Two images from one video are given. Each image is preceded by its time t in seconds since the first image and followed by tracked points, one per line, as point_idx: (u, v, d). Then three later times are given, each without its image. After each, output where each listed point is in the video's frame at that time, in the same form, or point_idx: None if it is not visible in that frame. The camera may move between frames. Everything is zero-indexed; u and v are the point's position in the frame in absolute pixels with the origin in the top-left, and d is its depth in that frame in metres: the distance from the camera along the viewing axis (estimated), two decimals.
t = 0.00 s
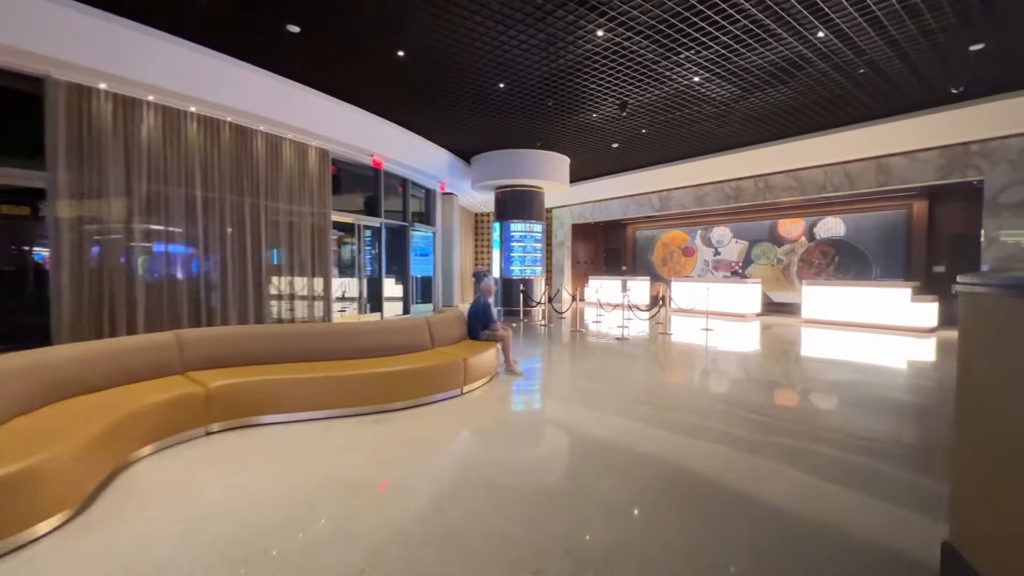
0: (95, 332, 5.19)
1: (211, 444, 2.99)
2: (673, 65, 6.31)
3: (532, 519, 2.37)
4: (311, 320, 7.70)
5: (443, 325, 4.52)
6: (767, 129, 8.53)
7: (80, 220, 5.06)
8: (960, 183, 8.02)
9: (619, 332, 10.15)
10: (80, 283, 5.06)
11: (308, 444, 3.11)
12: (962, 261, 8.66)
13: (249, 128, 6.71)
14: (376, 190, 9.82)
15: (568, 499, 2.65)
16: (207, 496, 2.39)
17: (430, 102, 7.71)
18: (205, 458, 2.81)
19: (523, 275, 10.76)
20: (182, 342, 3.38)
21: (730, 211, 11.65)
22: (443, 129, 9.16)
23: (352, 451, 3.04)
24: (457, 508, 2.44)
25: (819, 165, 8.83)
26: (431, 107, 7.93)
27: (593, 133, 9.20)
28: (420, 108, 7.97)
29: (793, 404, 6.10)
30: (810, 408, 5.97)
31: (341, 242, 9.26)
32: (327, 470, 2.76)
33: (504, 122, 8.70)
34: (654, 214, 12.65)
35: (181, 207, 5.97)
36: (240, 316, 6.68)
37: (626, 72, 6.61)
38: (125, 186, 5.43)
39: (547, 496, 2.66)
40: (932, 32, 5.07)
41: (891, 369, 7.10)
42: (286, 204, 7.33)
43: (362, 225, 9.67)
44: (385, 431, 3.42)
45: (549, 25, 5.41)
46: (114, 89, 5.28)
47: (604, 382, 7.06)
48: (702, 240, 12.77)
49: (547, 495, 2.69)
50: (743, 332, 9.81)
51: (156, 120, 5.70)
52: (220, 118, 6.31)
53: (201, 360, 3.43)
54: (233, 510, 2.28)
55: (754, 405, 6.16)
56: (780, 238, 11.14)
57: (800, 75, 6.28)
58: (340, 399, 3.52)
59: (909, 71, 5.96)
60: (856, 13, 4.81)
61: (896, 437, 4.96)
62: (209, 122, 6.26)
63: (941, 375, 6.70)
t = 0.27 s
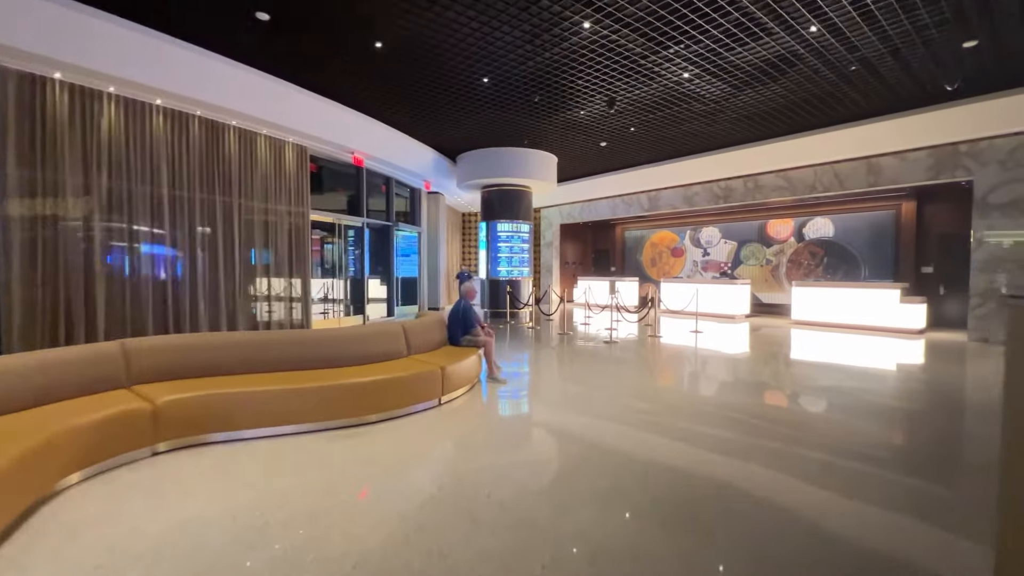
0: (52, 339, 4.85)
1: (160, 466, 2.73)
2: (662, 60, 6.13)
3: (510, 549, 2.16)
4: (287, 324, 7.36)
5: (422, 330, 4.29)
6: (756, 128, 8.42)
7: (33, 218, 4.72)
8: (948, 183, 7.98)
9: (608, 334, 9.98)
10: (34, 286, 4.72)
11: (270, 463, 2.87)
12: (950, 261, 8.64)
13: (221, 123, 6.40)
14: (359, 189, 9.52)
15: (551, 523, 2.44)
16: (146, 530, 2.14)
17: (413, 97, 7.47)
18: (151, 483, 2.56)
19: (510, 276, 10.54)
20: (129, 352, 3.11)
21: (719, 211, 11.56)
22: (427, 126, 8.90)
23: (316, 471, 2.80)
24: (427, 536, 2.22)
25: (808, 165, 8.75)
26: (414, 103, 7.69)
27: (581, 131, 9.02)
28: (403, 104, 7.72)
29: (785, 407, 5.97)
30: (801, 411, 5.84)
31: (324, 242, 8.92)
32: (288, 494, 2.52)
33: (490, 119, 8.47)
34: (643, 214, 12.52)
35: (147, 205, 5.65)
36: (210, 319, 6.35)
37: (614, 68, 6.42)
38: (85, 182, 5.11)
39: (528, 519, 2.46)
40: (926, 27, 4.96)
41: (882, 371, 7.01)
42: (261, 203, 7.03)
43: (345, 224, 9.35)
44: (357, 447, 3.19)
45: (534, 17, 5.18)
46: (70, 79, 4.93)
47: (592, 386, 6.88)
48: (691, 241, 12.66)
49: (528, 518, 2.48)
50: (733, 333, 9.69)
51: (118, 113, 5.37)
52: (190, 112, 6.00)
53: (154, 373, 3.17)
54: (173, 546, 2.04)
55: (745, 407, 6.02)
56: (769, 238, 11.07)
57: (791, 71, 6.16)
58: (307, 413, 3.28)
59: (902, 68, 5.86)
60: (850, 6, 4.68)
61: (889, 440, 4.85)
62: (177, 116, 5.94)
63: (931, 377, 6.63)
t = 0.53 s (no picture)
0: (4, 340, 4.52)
1: (101, 485, 2.48)
2: (653, 52, 5.96)
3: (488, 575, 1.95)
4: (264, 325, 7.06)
5: (401, 331, 4.05)
6: (747, 124, 8.30)
7: None
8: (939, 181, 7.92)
9: (597, 334, 9.79)
10: None
11: (228, 478, 2.62)
12: (941, 261, 8.59)
13: (192, 114, 6.09)
14: (341, 185, 9.21)
15: (535, 542, 2.23)
16: (72, 560, 1.89)
17: (396, 90, 7.20)
18: (88, 504, 2.31)
19: (497, 276, 10.29)
20: (70, 358, 2.84)
21: (708, 210, 11.46)
22: (412, 121, 8.65)
23: (277, 486, 2.57)
24: (395, 562, 1.99)
25: (799, 162, 8.66)
26: (398, 96, 7.43)
27: (570, 127, 8.83)
28: (387, 97, 7.46)
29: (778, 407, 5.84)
30: (795, 411, 5.71)
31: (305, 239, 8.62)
32: (244, 514, 2.28)
33: (477, 113, 8.25)
34: (633, 212, 12.38)
35: (111, 199, 5.32)
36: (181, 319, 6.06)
37: (604, 59, 6.23)
38: (41, 172, 4.79)
39: (510, 535, 2.25)
40: (921, 18, 4.86)
41: (874, 370, 6.91)
42: (236, 198, 6.72)
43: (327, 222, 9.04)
44: (327, 458, 2.95)
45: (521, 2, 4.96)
46: (24, 63, 4.59)
47: (581, 387, 6.68)
48: (681, 240, 12.54)
49: (510, 536, 2.27)
50: (723, 333, 9.56)
51: (78, 100, 5.04)
52: (158, 100, 5.69)
53: (101, 379, 2.91)
54: None
55: (738, 408, 5.87)
56: (759, 237, 10.99)
57: (783, 64, 6.03)
58: (269, 422, 3.06)
59: (895, 61, 5.75)
60: None
61: (884, 441, 4.73)
62: (143, 106, 5.62)
63: (923, 376, 6.54)
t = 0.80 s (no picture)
0: None
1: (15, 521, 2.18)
2: (638, 47, 5.78)
3: None
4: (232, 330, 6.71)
5: (371, 339, 3.79)
6: (733, 123, 8.19)
7: None
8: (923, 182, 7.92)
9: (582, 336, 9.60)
10: None
11: (169, 509, 2.34)
12: (923, 262, 8.61)
13: (152, 105, 5.71)
14: (318, 183, 8.82)
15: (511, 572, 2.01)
16: None
17: (374, 83, 6.91)
18: None
19: (480, 277, 10.01)
20: None
21: (693, 210, 11.38)
22: (391, 116, 8.35)
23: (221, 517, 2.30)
24: None
25: (784, 162, 8.60)
26: (375, 90, 7.13)
27: (554, 124, 8.62)
28: (363, 91, 7.16)
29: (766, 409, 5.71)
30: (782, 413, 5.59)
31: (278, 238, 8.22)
32: (181, 554, 2.00)
33: (458, 109, 7.98)
34: (618, 212, 12.23)
35: (60, 194, 4.92)
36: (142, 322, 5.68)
37: (588, 55, 6.03)
38: None
39: (485, 569, 2.01)
40: (909, 15, 4.77)
41: (859, 372, 6.84)
42: (201, 194, 6.35)
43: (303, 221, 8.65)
44: (284, 483, 2.68)
45: None
46: None
47: (565, 391, 6.47)
48: (666, 240, 12.44)
49: (483, 564, 2.04)
50: (709, 334, 9.46)
51: (21, 88, 4.64)
52: (114, 90, 5.31)
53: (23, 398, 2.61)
54: None
55: (726, 411, 5.73)
56: (744, 238, 10.93)
57: (770, 61, 5.91)
58: (217, 445, 2.78)
59: (881, 59, 5.68)
60: None
61: (874, 444, 4.62)
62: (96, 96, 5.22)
63: (908, 377, 6.48)
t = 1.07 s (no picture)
0: None
1: None
2: (618, 40, 5.60)
3: None
4: (189, 332, 6.27)
5: (332, 343, 3.51)
6: (714, 121, 8.10)
7: None
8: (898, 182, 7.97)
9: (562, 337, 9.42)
10: None
11: (87, 542, 2.02)
12: (898, 262, 8.68)
13: (99, 91, 5.27)
14: (286, 178, 8.38)
15: None
16: None
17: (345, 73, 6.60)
18: None
19: (457, 277, 9.74)
20: None
21: (673, 210, 11.32)
22: (364, 109, 8.03)
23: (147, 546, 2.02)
24: None
25: (764, 161, 8.56)
26: (347, 81, 6.82)
27: (534, 120, 8.42)
28: (334, 81, 6.84)
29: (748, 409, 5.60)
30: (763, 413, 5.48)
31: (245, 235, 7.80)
32: None
33: (433, 103, 7.69)
34: (599, 211, 12.10)
35: None
36: (110, 324, 5.43)
37: (567, 47, 5.82)
38: None
39: None
40: (892, 10, 4.70)
41: (838, 372, 6.82)
42: (155, 188, 5.93)
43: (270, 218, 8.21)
44: (227, 503, 2.39)
45: None
46: None
47: (543, 393, 6.26)
48: (647, 239, 12.37)
49: None
50: (689, 335, 9.37)
51: None
52: (56, 74, 4.88)
53: None
54: None
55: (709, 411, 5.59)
56: (723, 238, 10.91)
57: (751, 57, 5.80)
58: (147, 468, 2.43)
59: (862, 56, 5.61)
60: None
61: (855, 445, 4.54)
62: (34, 80, 4.78)
63: (886, 376, 6.48)
